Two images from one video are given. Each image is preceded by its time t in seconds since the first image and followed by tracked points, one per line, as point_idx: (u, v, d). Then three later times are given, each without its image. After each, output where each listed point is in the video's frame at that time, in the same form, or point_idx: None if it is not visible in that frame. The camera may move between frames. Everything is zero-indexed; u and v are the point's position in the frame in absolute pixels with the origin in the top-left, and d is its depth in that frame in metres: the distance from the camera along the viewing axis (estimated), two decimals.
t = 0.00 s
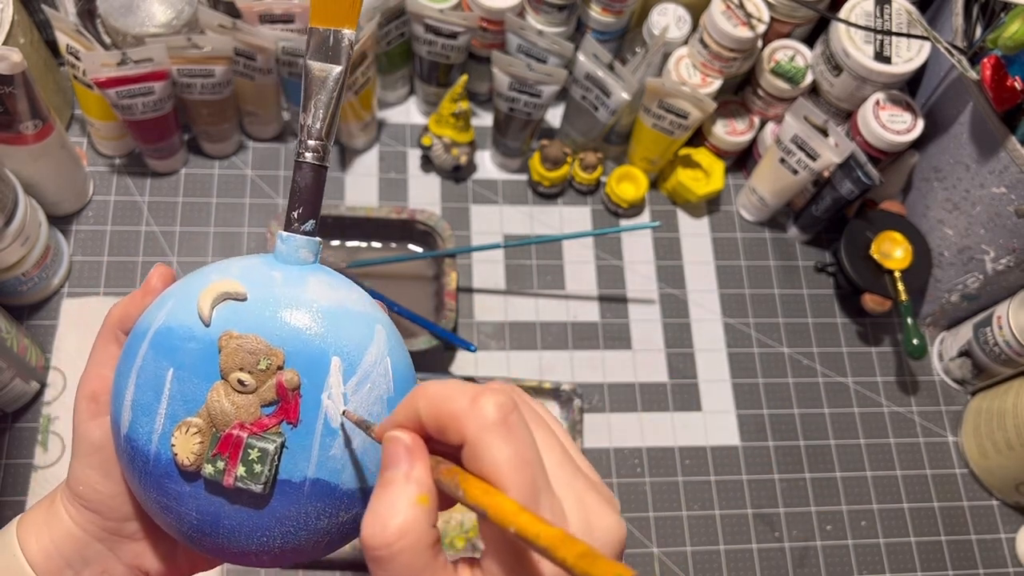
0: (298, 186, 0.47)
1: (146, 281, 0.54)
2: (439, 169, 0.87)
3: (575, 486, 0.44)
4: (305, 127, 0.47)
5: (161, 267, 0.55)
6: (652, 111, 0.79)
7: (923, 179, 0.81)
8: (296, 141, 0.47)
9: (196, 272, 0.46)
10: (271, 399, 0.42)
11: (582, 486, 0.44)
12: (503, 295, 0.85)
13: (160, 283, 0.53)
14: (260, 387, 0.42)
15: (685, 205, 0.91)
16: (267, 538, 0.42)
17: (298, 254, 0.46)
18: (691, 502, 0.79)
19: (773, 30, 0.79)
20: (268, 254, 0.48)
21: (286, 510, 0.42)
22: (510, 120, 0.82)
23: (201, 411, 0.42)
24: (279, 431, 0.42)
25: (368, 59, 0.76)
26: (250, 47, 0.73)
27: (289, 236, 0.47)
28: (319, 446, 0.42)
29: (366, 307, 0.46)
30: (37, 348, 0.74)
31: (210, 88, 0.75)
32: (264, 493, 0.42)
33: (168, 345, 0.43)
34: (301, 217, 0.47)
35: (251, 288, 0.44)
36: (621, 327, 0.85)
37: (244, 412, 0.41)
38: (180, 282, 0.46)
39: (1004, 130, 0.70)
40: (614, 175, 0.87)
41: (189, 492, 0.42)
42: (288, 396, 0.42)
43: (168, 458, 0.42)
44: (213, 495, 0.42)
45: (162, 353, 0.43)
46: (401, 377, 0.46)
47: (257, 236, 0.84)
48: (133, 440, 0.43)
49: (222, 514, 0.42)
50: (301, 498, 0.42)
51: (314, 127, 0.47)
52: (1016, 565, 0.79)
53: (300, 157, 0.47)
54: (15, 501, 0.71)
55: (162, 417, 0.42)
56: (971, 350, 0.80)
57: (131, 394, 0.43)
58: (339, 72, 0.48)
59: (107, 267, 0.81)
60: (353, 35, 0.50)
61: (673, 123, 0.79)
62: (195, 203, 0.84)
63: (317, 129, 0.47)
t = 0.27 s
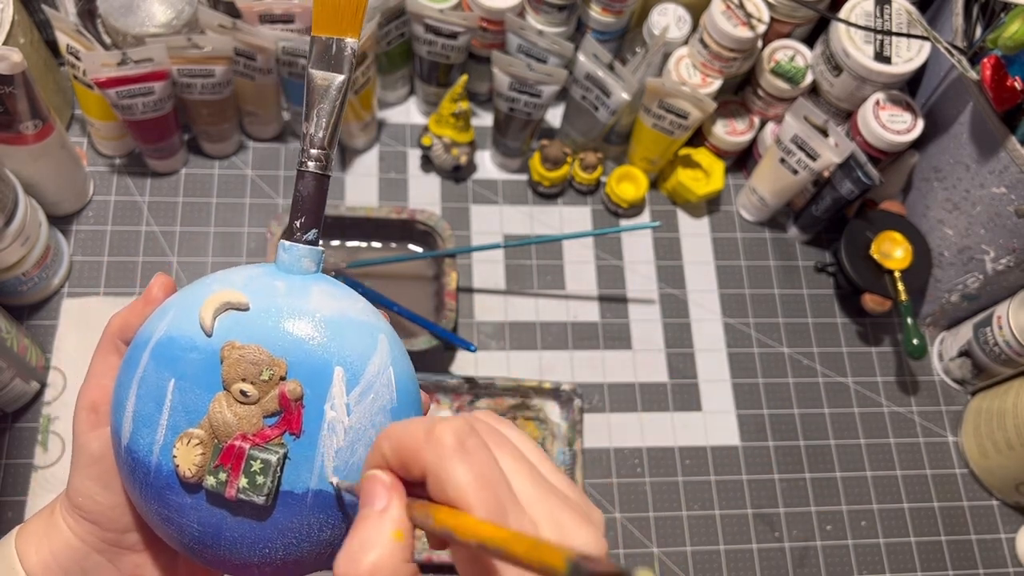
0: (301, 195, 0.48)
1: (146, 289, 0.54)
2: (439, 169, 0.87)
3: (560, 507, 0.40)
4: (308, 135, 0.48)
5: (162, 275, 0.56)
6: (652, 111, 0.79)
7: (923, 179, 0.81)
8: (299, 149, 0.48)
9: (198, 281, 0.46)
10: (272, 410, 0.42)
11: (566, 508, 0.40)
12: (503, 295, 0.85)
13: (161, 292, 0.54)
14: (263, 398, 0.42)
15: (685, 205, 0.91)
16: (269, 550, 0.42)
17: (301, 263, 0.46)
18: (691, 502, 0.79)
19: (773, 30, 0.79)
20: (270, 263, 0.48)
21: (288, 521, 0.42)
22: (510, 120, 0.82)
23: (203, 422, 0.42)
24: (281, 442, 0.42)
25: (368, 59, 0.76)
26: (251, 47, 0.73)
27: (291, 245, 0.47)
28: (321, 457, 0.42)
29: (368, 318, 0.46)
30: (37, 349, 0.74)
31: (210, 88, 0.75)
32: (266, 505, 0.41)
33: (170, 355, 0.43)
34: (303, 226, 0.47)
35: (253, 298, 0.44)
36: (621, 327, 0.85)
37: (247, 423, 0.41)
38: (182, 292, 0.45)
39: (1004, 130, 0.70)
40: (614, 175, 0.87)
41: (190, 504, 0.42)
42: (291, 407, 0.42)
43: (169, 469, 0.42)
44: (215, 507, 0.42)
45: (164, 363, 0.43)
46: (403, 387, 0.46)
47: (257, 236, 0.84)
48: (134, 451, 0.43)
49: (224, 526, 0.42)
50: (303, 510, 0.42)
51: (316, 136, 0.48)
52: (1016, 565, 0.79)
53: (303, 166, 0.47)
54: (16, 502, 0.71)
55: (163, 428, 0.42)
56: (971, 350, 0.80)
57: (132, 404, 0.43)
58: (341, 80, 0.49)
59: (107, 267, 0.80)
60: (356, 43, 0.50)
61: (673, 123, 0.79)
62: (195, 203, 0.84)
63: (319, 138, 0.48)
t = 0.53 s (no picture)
0: (293, 191, 0.47)
1: (138, 293, 0.53)
2: (439, 169, 0.87)
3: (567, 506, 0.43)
4: (296, 129, 0.48)
5: (151, 278, 0.55)
6: (652, 111, 0.79)
7: (923, 179, 0.81)
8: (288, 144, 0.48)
9: (194, 285, 0.45)
10: (287, 412, 0.42)
11: (572, 505, 0.43)
12: (503, 295, 0.85)
13: (153, 295, 0.53)
14: (276, 401, 0.42)
15: (685, 205, 0.91)
16: (291, 547, 0.43)
17: (299, 261, 0.47)
18: (690, 502, 0.79)
19: (773, 30, 0.79)
20: (266, 261, 0.47)
21: (310, 519, 0.42)
22: (510, 120, 0.82)
23: (216, 428, 0.42)
24: (297, 443, 0.42)
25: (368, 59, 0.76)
26: (250, 47, 0.73)
27: (287, 242, 0.47)
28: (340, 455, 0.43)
29: (371, 310, 0.46)
30: (37, 348, 0.74)
31: (210, 88, 0.75)
32: (288, 505, 0.42)
33: (175, 363, 0.43)
34: (298, 222, 0.47)
35: (255, 300, 0.44)
36: (621, 327, 0.85)
37: (263, 427, 0.42)
38: (178, 296, 0.45)
39: (1004, 130, 0.70)
40: (614, 175, 0.87)
41: (208, 509, 0.42)
42: (305, 408, 0.42)
43: (184, 477, 0.42)
44: (234, 510, 0.42)
45: (169, 371, 0.43)
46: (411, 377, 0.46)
47: (257, 236, 0.84)
48: (144, 462, 0.43)
49: (244, 528, 0.42)
50: (323, 506, 0.42)
51: (304, 130, 0.48)
52: (1016, 565, 0.79)
53: (293, 162, 0.47)
54: (16, 502, 0.71)
55: (175, 437, 0.42)
56: (971, 350, 0.80)
57: (138, 415, 0.43)
58: (327, 70, 0.48)
59: (107, 267, 0.81)
60: (340, 31, 0.49)
61: (674, 123, 0.79)
62: (195, 204, 0.84)
63: (307, 132, 0.47)
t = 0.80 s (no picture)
0: (291, 181, 0.48)
1: (139, 286, 0.55)
2: (439, 169, 0.87)
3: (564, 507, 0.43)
4: (293, 120, 0.48)
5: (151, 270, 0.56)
6: (652, 111, 0.79)
7: (923, 179, 0.81)
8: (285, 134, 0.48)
9: (194, 277, 0.45)
10: (289, 400, 0.42)
11: (572, 504, 0.43)
12: (503, 295, 0.85)
13: (153, 288, 0.55)
14: (278, 389, 0.42)
15: (685, 205, 0.91)
16: (295, 535, 0.43)
17: (298, 251, 0.46)
18: (690, 502, 0.79)
19: (773, 30, 0.79)
20: (265, 252, 0.47)
21: (313, 506, 0.42)
22: (510, 120, 0.82)
23: (219, 418, 0.42)
24: (300, 431, 0.42)
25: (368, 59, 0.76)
26: (251, 48, 0.73)
27: (286, 233, 0.47)
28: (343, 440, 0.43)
29: (371, 299, 0.46)
30: (37, 348, 0.74)
31: (210, 88, 0.75)
32: (291, 493, 0.42)
33: (177, 354, 0.43)
34: (297, 212, 0.47)
35: (255, 290, 0.44)
36: (621, 327, 0.85)
37: (265, 415, 0.42)
38: (178, 288, 0.45)
39: (1004, 130, 0.70)
40: (614, 175, 0.87)
41: (212, 499, 0.42)
42: (307, 396, 0.42)
43: (188, 467, 0.42)
44: (238, 499, 0.42)
45: (171, 362, 0.43)
46: (412, 365, 0.46)
47: (257, 236, 0.84)
48: (147, 452, 0.43)
49: (248, 517, 0.42)
50: (327, 493, 0.43)
51: (302, 121, 0.48)
52: (1016, 565, 0.79)
53: (290, 151, 0.47)
54: (16, 502, 0.71)
55: (178, 427, 0.42)
56: (971, 350, 0.80)
57: (141, 406, 0.43)
58: (322, 60, 0.48)
59: (107, 267, 0.81)
60: (334, 22, 0.49)
61: (673, 123, 0.79)
62: (195, 204, 0.84)
63: (305, 123, 0.48)
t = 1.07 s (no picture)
0: (292, 180, 0.47)
1: (141, 286, 0.54)
2: (439, 169, 0.87)
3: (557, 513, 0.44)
4: (294, 120, 0.48)
5: (155, 271, 0.56)
6: (652, 111, 0.79)
7: (923, 179, 0.81)
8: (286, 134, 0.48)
9: (197, 275, 0.45)
10: (294, 394, 0.42)
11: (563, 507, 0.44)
12: (503, 295, 0.85)
13: (157, 288, 0.54)
14: (283, 383, 0.42)
15: (685, 205, 0.91)
16: (302, 529, 0.43)
17: (300, 248, 0.46)
18: (690, 502, 0.79)
19: (773, 30, 0.79)
20: (267, 251, 0.47)
21: (319, 500, 0.42)
22: (510, 120, 0.82)
23: (224, 413, 0.42)
24: (306, 425, 0.42)
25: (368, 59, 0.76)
26: (251, 48, 0.73)
27: (287, 231, 0.47)
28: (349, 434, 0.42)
29: (373, 294, 0.46)
30: (37, 348, 0.74)
31: (210, 88, 0.75)
32: (298, 486, 0.42)
33: (182, 351, 0.43)
34: (298, 211, 0.47)
35: (259, 286, 0.44)
36: (621, 327, 0.85)
37: (270, 409, 0.42)
38: (182, 287, 0.45)
39: (1004, 130, 0.70)
40: (614, 175, 0.87)
41: (218, 494, 0.42)
42: (312, 390, 0.42)
43: (194, 463, 0.42)
44: (244, 493, 0.42)
45: (176, 359, 0.43)
46: (416, 359, 0.46)
47: (257, 236, 0.84)
48: (153, 449, 0.42)
49: (255, 512, 0.42)
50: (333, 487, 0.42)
51: (302, 120, 0.48)
52: (1016, 565, 0.79)
53: (292, 151, 0.47)
54: (16, 502, 0.71)
55: (184, 423, 0.42)
56: (972, 350, 0.80)
57: (147, 403, 0.43)
58: (322, 62, 0.49)
59: (107, 267, 0.81)
60: (333, 24, 0.50)
61: (673, 123, 0.79)
62: (195, 204, 0.84)
63: (305, 122, 0.48)
